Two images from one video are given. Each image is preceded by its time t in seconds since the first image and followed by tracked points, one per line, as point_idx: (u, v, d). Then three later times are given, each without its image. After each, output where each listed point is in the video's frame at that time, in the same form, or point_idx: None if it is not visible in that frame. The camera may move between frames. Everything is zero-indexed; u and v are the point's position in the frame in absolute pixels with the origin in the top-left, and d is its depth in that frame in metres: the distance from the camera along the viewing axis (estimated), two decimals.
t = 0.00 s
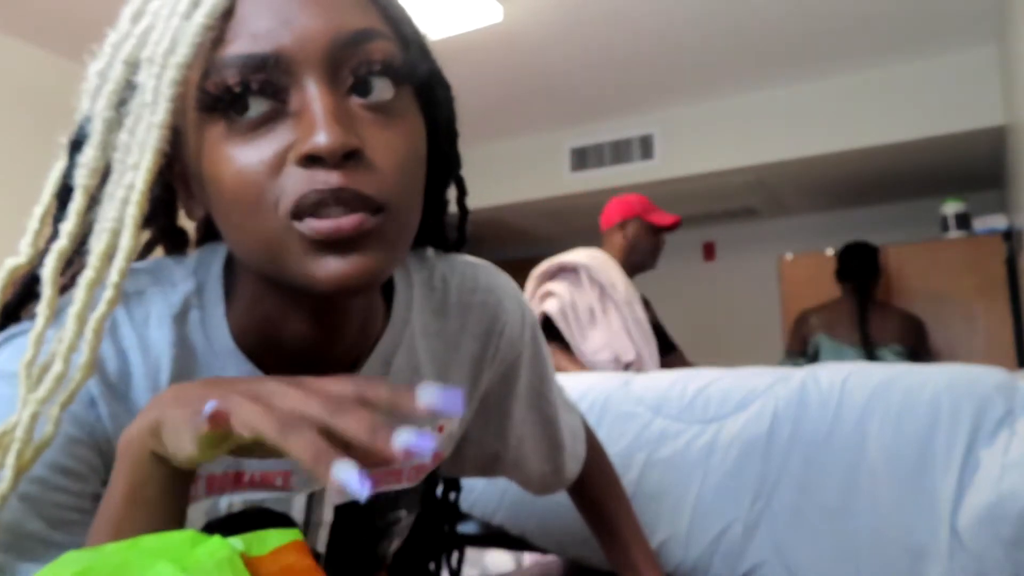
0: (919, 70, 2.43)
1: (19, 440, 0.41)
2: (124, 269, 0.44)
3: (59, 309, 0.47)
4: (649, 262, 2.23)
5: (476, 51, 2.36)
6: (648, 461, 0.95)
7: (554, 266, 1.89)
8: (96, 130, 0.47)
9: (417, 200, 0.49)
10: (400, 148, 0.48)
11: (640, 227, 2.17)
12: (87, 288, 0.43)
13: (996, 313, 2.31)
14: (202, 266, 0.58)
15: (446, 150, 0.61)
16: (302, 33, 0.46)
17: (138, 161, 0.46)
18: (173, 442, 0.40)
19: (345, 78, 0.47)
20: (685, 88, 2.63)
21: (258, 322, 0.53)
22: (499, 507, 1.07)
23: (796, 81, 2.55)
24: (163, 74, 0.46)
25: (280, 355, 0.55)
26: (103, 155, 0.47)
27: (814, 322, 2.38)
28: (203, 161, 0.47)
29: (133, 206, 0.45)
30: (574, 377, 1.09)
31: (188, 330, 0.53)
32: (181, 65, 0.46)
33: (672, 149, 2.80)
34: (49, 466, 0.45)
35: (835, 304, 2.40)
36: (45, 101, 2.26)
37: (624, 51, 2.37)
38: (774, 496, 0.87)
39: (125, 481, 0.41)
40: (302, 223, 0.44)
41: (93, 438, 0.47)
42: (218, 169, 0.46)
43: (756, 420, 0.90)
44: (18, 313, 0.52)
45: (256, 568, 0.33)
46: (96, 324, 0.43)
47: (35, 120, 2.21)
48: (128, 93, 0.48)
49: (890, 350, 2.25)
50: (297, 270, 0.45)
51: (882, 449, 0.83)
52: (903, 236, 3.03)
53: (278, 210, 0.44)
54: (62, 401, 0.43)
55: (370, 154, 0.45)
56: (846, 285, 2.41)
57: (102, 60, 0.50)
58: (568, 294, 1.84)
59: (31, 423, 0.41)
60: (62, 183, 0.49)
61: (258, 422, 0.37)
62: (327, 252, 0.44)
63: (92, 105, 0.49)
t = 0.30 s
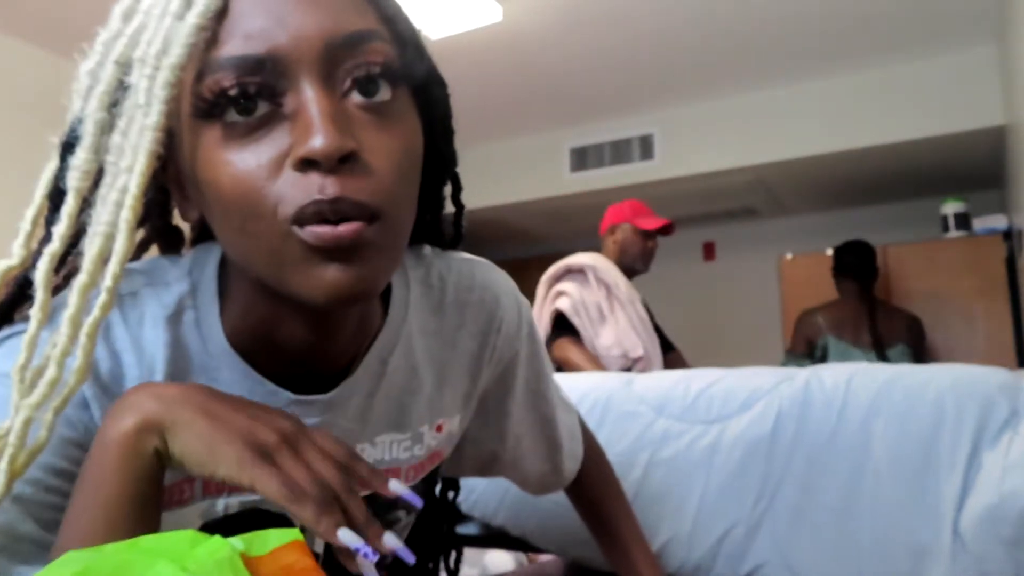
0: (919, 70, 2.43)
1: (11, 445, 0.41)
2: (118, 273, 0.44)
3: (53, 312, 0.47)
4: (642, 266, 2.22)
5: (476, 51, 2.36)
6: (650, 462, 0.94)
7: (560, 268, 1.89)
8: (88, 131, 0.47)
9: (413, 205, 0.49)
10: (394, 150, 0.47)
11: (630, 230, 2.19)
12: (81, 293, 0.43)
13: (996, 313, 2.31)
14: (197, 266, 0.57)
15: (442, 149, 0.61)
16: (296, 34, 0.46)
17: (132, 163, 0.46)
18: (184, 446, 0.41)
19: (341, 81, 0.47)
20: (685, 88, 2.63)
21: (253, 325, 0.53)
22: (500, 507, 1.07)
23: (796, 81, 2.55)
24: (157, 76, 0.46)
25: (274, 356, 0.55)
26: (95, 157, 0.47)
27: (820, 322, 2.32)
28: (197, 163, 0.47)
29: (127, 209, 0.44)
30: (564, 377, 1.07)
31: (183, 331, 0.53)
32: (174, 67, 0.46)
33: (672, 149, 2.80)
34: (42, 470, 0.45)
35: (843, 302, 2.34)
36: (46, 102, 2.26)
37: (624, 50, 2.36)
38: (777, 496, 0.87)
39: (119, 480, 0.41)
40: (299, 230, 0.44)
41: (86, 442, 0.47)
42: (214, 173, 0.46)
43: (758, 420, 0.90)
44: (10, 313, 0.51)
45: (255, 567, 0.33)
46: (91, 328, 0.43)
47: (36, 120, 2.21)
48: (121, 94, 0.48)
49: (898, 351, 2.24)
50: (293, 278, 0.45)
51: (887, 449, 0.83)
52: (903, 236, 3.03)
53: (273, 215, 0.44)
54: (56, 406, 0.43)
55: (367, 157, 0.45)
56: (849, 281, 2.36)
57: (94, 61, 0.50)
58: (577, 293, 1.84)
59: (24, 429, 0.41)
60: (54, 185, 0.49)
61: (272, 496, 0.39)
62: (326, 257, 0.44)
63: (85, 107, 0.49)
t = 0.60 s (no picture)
0: (919, 70, 2.43)
1: (11, 446, 0.41)
2: (114, 272, 0.44)
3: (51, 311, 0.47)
4: (640, 264, 2.22)
5: (476, 51, 2.36)
6: (682, 460, 1.02)
7: (558, 271, 1.90)
8: (85, 131, 0.47)
9: (413, 200, 0.48)
10: (393, 147, 0.47)
11: (626, 228, 2.18)
12: (78, 292, 0.43)
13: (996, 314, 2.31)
14: (195, 265, 0.57)
15: (439, 147, 0.61)
16: (290, 32, 0.46)
17: (128, 162, 0.46)
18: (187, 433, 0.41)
19: (336, 79, 0.47)
20: (685, 88, 2.63)
21: (252, 323, 0.53)
22: (517, 512, 1.08)
23: (796, 80, 2.55)
24: (152, 75, 0.46)
25: (273, 355, 0.55)
26: (92, 155, 0.47)
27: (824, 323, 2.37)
28: (194, 162, 0.47)
29: (123, 209, 0.44)
30: (585, 375, 1.16)
31: (180, 330, 0.53)
32: (170, 66, 0.46)
33: (671, 149, 2.80)
34: (43, 469, 0.45)
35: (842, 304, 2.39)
36: (46, 101, 2.26)
37: (625, 51, 2.37)
38: (812, 495, 0.94)
39: (127, 476, 0.41)
40: (297, 222, 0.43)
41: (87, 442, 0.47)
42: (211, 171, 0.46)
43: (793, 419, 0.97)
44: (9, 312, 0.51)
45: (256, 567, 0.33)
46: (89, 328, 0.43)
47: (36, 121, 2.21)
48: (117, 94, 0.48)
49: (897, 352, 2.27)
50: (292, 272, 0.45)
51: (927, 449, 0.90)
52: (903, 236, 3.03)
53: (268, 213, 0.44)
54: (55, 406, 0.43)
55: (366, 154, 0.45)
56: (848, 283, 2.40)
57: (90, 60, 0.50)
58: (573, 293, 1.85)
59: (24, 428, 0.41)
60: (51, 184, 0.49)
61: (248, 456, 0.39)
62: (326, 246, 0.43)
63: (81, 107, 0.49)
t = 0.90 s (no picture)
0: (919, 70, 2.43)
1: (17, 445, 0.42)
2: (120, 270, 0.44)
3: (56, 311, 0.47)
4: (673, 265, 2.21)
5: (476, 51, 2.36)
6: (690, 458, 1.03)
7: (588, 262, 1.90)
8: (91, 132, 0.48)
9: (417, 199, 0.48)
10: (397, 145, 0.47)
11: (660, 227, 2.18)
12: (84, 291, 0.43)
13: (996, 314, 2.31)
14: (199, 266, 0.57)
15: (441, 147, 0.61)
16: (292, 33, 0.46)
17: (134, 163, 0.46)
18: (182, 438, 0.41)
19: (340, 78, 0.47)
20: (686, 88, 2.63)
21: (255, 323, 0.53)
22: (523, 512, 1.08)
23: (797, 80, 2.55)
24: (158, 75, 0.46)
25: (277, 354, 0.55)
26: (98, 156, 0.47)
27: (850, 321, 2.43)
28: (198, 161, 0.46)
29: (128, 208, 0.45)
30: (592, 374, 1.17)
31: (184, 330, 0.53)
32: (175, 66, 0.46)
33: (671, 149, 2.80)
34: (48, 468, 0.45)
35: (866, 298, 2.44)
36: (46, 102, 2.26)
37: (626, 51, 2.37)
38: (820, 494, 0.94)
39: (136, 478, 0.42)
40: (305, 218, 0.43)
41: (92, 441, 0.47)
42: (215, 170, 0.45)
43: (800, 417, 0.97)
44: (15, 313, 0.51)
45: (255, 567, 0.33)
46: (95, 327, 0.43)
47: (37, 122, 2.22)
48: (123, 95, 0.49)
49: (922, 349, 2.31)
50: (298, 270, 0.44)
51: (936, 448, 0.90)
52: (903, 236, 3.03)
53: (275, 211, 0.43)
54: (61, 405, 0.43)
55: (371, 153, 0.45)
56: (869, 280, 2.44)
57: (95, 61, 0.50)
58: (600, 285, 1.84)
59: (30, 427, 0.42)
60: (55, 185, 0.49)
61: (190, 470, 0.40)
62: (332, 239, 0.43)
63: (86, 108, 0.49)
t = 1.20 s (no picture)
0: (919, 70, 2.43)
1: (19, 443, 0.41)
2: (123, 268, 0.44)
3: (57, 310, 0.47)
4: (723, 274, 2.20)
5: (476, 51, 2.36)
6: (690, 456, 1.03)
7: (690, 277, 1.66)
8: (95, 130, 0.47)
9: (419, 196, 0.48)
10: (399, 142, 0.47)
11: (713, 235, 2.15)
12: (85, 288, 0.43)
13: (996, 314, 2.32)
14: (202, 266, 0.57)
15: (443, 146, 0.61)
16: (297, 30, 0.46)
17: (138, 160, 0.46)
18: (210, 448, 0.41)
19: (344, 75, 0.47)
20: (686, 88, 2.63)
21: (257, 321, 0.53)
22: (523, 511, 1.11)
23: (797, 81, 2.56)
24: (161, 73, 0.47)
25: (279, 352, 0.55)
26: (101, 154, 0.47)
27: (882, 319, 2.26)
28: (202, 159, 0.46)
29: (131, 205, 0.45)
30: (593, 375, 1.18)
31: (186, 329, 0.53)
32: (178, 64, 0.46)
33: (671, 149, 2.80)
34: (51, 466, 0.45)
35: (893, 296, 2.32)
36: (46, 102, 2.26)
37: (626, 52, 2.37)
38: (820, 493, 0.94)
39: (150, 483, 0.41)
40: (308, 213, 0.43)
41: (94, 439, 0.47)
42: (220, 168, 0.45)
43: (800, 417, 0.98)
44: (18, 313, 0.51)
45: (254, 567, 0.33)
46: (97, 324, 0.43)
47: (38, 122, 2.22)
48: (126, 92, 0.49)
49: (949, 348, 2.21)
50: (303, 265, 0.44)
51: (936, 448, 0.90)
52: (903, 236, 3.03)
53: (279, 208, 0.43)
54: (62, 403, 0.43)
55: (375, 148, 0.45)
56: (896, 278, 2.34)
57: (98, 61, 0.50)
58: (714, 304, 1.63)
59: (32, 424, 0.41)
60: (58, 184, 0.49)
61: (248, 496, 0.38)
62: (336, 232, 0.43)
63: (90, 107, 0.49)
